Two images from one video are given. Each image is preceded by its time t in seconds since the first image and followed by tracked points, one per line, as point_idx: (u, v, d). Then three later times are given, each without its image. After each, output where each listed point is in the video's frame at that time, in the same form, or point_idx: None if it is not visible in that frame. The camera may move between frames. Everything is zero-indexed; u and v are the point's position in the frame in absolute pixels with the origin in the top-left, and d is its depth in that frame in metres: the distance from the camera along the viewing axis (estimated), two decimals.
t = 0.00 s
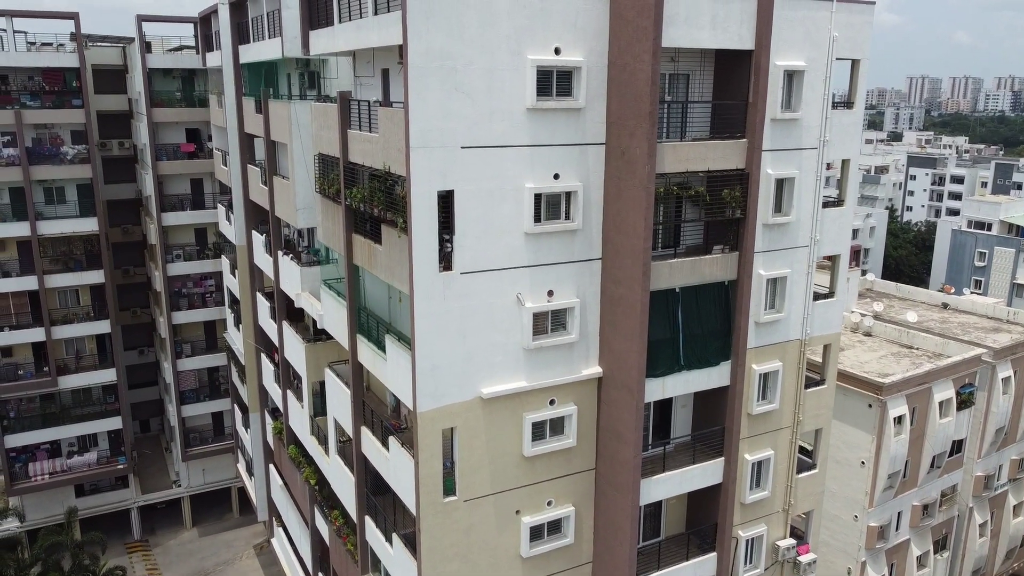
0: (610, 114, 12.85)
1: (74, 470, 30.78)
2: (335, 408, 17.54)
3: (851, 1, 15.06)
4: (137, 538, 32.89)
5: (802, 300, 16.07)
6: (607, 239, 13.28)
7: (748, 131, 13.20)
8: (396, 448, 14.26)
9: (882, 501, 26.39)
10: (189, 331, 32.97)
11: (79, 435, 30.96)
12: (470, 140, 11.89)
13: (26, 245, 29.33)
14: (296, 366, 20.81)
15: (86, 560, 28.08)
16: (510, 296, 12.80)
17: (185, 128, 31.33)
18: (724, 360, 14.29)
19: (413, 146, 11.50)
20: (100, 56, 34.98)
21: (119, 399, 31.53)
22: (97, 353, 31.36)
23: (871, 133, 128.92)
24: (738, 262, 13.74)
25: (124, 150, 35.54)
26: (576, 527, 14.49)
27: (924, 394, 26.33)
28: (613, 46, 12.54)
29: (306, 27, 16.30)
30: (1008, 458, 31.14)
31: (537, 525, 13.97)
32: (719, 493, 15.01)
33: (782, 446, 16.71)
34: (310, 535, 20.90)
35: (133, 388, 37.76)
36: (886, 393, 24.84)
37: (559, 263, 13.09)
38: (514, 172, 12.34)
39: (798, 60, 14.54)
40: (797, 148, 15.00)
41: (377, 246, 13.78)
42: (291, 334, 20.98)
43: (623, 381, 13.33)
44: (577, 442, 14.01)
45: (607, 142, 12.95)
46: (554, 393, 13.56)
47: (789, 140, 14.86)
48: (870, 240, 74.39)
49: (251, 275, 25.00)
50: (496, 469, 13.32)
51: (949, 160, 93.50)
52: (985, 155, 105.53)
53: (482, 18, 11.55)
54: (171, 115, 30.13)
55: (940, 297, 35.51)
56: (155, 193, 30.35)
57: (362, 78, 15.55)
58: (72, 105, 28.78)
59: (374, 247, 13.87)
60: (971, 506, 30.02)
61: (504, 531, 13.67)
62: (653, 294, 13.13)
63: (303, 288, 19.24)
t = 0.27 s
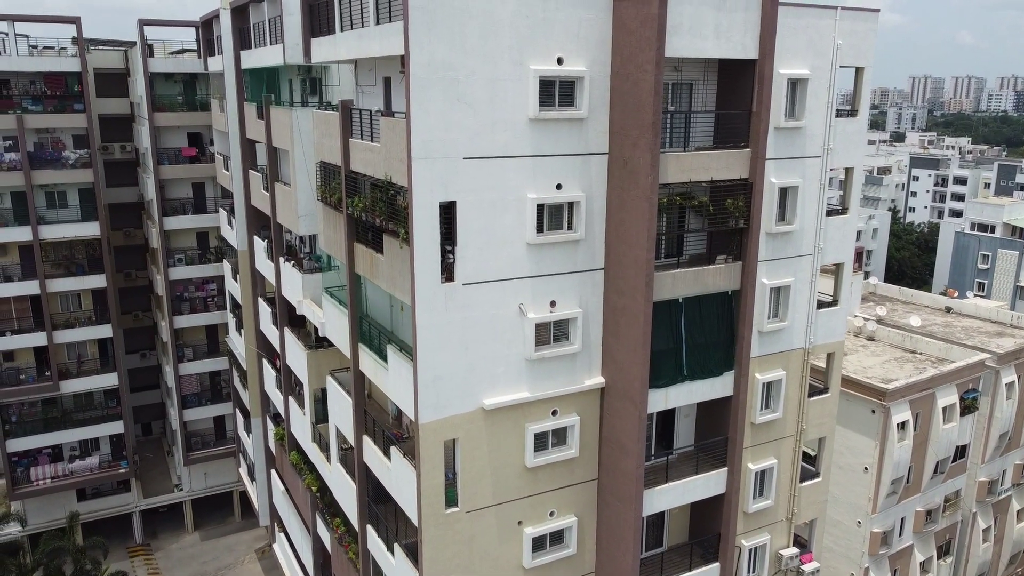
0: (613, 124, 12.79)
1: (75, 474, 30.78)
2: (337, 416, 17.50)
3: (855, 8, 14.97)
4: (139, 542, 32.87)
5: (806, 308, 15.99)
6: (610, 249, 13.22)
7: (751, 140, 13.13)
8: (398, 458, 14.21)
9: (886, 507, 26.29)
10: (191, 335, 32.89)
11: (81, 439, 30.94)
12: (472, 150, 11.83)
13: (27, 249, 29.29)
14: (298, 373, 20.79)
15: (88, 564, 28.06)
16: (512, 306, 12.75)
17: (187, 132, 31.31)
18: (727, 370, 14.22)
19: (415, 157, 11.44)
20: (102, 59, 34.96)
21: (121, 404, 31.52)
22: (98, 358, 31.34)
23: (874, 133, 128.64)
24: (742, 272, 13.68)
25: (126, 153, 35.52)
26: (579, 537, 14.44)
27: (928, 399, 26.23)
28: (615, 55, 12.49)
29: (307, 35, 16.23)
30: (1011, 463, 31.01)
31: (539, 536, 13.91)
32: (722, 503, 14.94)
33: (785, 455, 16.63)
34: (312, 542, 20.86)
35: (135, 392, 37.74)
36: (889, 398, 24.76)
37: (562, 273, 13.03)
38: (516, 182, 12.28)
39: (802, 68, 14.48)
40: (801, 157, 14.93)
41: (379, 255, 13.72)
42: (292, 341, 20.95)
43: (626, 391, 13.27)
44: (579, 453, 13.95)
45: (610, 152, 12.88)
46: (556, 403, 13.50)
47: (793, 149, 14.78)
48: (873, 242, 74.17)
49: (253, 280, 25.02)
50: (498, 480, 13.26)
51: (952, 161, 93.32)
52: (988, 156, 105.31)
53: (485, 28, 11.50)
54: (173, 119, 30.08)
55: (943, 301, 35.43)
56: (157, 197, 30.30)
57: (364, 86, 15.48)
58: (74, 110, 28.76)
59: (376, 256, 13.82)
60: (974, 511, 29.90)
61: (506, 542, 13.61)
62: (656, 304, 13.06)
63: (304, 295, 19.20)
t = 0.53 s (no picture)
0: (615, 134, 12.77)
1: (78, 478, 30.83)
2: (339, 424, 17.51)
3: (858, 18, 14.94)
4: (141, 546, 32.90)
5: (808, 317, 15.97)
6: (612, 259, 13.21)
7: (754, 150, 13.11)
8: (400, 467, 14.21)
9: (889, 512, 26.25)
10: (194, 339, 32.92)
11: (83, 443, 31.00)
12: (474, 162, 11.83)
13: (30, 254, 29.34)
14: (300, 380, 20.80)
15: (90, 568, 28.10)
16: (515, 317, 12.74)
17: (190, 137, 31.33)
18: (730, 380, 14.20)
19: (417, 169, 11.44)
20: (104, 63, 34.99)
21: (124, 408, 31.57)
22: (101, 362, 31.38)
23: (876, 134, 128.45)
24: (745, 282, 13.66)
25: (128, 157, 35.56)
26: (581, 546, 14.42)
27: (931, 404, 26.20)
28: (618, 66, 12.47)
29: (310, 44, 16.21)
30: (1014, 468, 30.95)
31: (542, 546, 13.90)
32: (725, 512, 14.93)
33: (788, 464, 16.59)
34: (314, 548, 20.86)
35: (138, 395, 37.77)
36: (892, 404, 24.72)
37: (564, 284, 13.02)
38: (519, 193, 12.27)
39: (804, 78, 14.46)
40: (804, 166, 14.91)
41: (381, 265, 13.72)
42: (294, 347, 20.96)
43: (629, 402, 13.26)
44: (582, 463, 13.93)
45: (612, 162, 12.87)
46: (559, 414, 13.49)
47: (795, 158, 14.76)
48: (875, 243, 74.00)
49: (255, 285, 25.06)
50: (500, 491, 13.25)
51: (954, 162, 93.22)
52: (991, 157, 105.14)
53: (487, 40, 11.49)
54: (176, 124, 30.08)
55: (946, 305, 35.40)
56: (159, 202, 30.33)
57: (366, 95, 15.48)
58: (77, 114, 28.80)
59: (378, 266, 13.81)
60: (977, 516, 29.84)
61: (508, 552, 13.60)
62: (658, 315, 13.04)
63: (307, 302, 19.22)
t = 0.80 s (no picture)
0: (617, 147, 12.80)
1: (81, 483, 30.91)
2: (341, 432, 17.56)
3: (859, 28, 14.95)
4: (144, 550, 32.97)
5: (809, 327, 16.00)
6: (613, 271, 13.24)
7: (755, 163, 13.14)
8: (402, 478, 14.26)
9: (890, 518, 26.26)
10: (196, 343, 33.00)
11: (86, 448, 31.09)
12: (476, 176, 11.87)
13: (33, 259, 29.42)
14: (302, 387, 20.86)
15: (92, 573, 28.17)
16: (516, 330, 12.78)
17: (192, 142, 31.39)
18: (731, 391, 14.23)
19: (419, 184, 11.48)
20: (107, 68, 35.07)
21: (126, 412, 31.64)
22: (103, 367, 31.46)
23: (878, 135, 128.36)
24: (745, 294, 13.70)
25: (130, 161, 35.67)
26: (583, 557, 14.46)
27: (932, 411, 26.20)
28: (619, 79, 12.50)
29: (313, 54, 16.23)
30: (1016, 473, 30.94)
31: (543, 557, 13.94)
32: (726, 522, 14.96)
33: (789, 473, 16.62)
34: (316, 555, 20.91)
35: (140, 399, 37.85)
36: (893, 410, 24.73)
37: (565, 296, 13.06)
38: (520, 206, 12.32)
39: (806, 89, 14.47)
40: (805, 177, 14.94)
41: (383, 277, 13.76)
42: (296, 355, 21.02)
43: (629, 413, 13.29)
44: (583, 474, 13.97)
45: (613, 175, 12.90)
46: (560, 425, 13.52)
47: (796, 169, 14.79)
48: (877, 246, 73.93)
49: (257, 292, 25.12)
50: (501, 502, 13.29)
51: (957, 163, 93.18)
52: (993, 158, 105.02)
53: (488, 55, 11.51)
54: (178, 130, 30.12)
55: (948, 309, 35.40)
56: (161, 207, 30.40)
57: (368, 106, 15.52)
58: (80, 121, 28.62)
59: (380, 278, 13.86)
60: (979, 521, 29.83)
61: (510, 563, 13.64)
62: (659, 327, 13.07)
63: (309, 310, 19.28)
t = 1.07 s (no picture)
0: (617, 164, 12.87)
1: (83, 489, 31.00)
2: (342, 444, 17.64)
3: (858, 43, 14.99)
4: (146, 555, 33.07)
5: (809, 340, 16.06)
6: (614, 287, 13.31)
7: (754, 179, 13.20)
8: (403, 492, 14.33)
9: (890, 525, 26.30)
10: (197, 350, 33.11)
11: (88, 454, 31.19)
12: (476, 194, 11.94)
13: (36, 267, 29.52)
14: (304, 397, 20.94)
15: None
16: (517, 345, 12.86)
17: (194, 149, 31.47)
18: (731, 405, 14.29)
19: (420, 202, 11.55)
20: (109, 75, 35.15)
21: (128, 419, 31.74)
22: (106, 373, 31.56)
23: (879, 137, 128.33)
24: (745, 309, 13.76)
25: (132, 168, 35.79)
26: (583, 570, 14.52)
27: (932, 418, 26.24)
28: (619, 96, 12.55)
29: (314, 69, 16.29)
30: (1017, 479, 30.95)
31: (543, 570, 14.00)
32: (726, 535, 15.01)
33: (788, 484, 16.66)
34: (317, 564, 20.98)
35: (142, 404, 37.97)
36: (893, 418, 24.77)
37: (566, 312, 13.13)
38: (520, 223, 12.39)
39: (805, 103, 14.51)
40: (804, 191, 15.00)
41: (384, 292, 13.84)
42: (298, 365, 21.11)
43: (629, 428, 13.35)
44: (583, 488, 14.03)
45: (613, 191, 12.97)
46: (560, 440, 13.59)
47: (795, 183, 14.85)
48: (878, 249, 73.87)
49: (259, 300, 25.23)
50: (502, 516, 13.35)
51: (958, 165, 93.16)
52: (994, 160, 105.02)
53: (488, 74, 11.57)
54: (180, 137, 30.20)
55: (948, 315, 35.47)
56: (163, 214, 30.49)
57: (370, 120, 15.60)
58: (81, 128, 28.80)
59: (381, 293, 13.92)
60: (979, 528, 29.85)
61: None
62: (659, 343, 13.13)
63: (310, 321, 19.37)
